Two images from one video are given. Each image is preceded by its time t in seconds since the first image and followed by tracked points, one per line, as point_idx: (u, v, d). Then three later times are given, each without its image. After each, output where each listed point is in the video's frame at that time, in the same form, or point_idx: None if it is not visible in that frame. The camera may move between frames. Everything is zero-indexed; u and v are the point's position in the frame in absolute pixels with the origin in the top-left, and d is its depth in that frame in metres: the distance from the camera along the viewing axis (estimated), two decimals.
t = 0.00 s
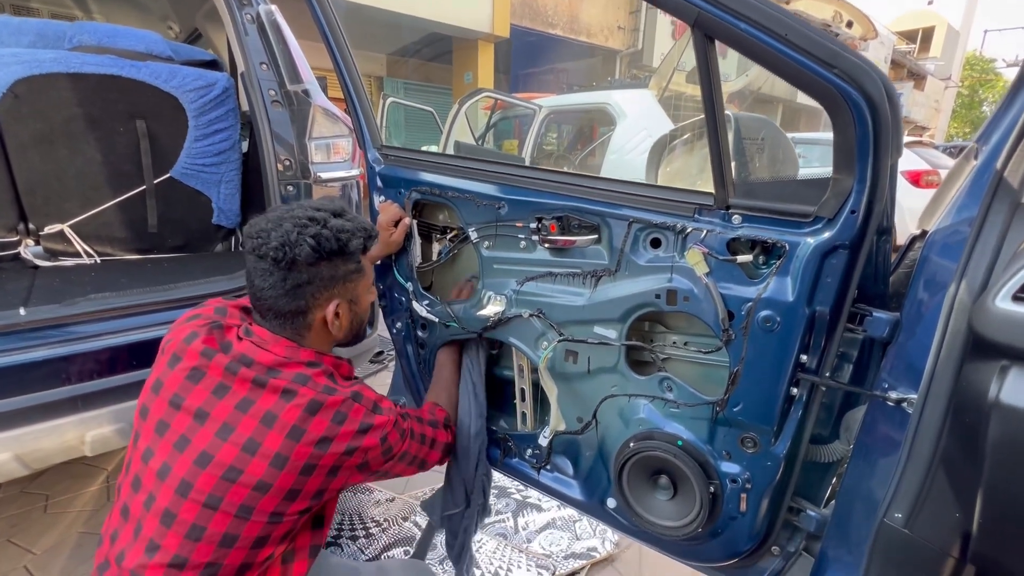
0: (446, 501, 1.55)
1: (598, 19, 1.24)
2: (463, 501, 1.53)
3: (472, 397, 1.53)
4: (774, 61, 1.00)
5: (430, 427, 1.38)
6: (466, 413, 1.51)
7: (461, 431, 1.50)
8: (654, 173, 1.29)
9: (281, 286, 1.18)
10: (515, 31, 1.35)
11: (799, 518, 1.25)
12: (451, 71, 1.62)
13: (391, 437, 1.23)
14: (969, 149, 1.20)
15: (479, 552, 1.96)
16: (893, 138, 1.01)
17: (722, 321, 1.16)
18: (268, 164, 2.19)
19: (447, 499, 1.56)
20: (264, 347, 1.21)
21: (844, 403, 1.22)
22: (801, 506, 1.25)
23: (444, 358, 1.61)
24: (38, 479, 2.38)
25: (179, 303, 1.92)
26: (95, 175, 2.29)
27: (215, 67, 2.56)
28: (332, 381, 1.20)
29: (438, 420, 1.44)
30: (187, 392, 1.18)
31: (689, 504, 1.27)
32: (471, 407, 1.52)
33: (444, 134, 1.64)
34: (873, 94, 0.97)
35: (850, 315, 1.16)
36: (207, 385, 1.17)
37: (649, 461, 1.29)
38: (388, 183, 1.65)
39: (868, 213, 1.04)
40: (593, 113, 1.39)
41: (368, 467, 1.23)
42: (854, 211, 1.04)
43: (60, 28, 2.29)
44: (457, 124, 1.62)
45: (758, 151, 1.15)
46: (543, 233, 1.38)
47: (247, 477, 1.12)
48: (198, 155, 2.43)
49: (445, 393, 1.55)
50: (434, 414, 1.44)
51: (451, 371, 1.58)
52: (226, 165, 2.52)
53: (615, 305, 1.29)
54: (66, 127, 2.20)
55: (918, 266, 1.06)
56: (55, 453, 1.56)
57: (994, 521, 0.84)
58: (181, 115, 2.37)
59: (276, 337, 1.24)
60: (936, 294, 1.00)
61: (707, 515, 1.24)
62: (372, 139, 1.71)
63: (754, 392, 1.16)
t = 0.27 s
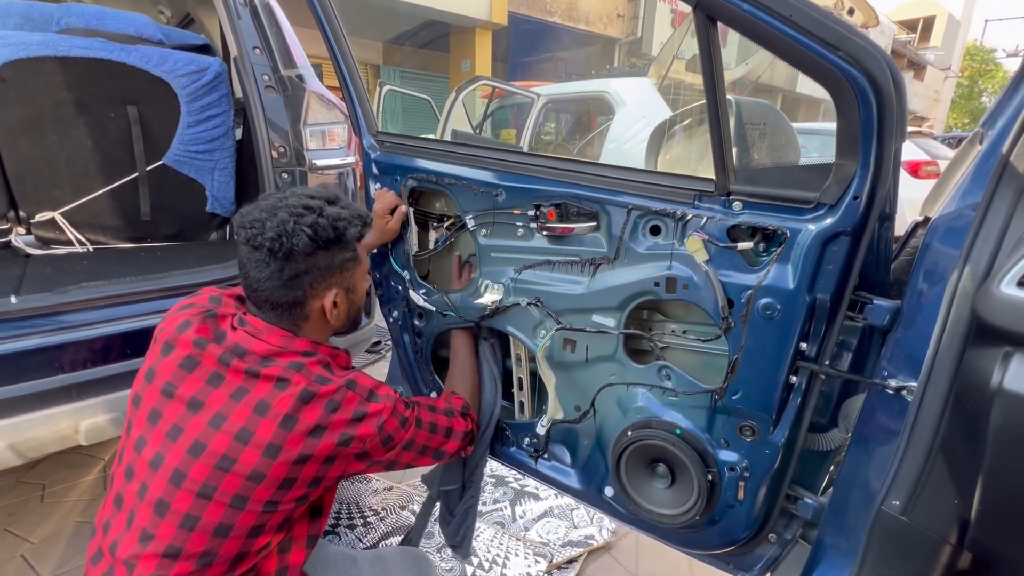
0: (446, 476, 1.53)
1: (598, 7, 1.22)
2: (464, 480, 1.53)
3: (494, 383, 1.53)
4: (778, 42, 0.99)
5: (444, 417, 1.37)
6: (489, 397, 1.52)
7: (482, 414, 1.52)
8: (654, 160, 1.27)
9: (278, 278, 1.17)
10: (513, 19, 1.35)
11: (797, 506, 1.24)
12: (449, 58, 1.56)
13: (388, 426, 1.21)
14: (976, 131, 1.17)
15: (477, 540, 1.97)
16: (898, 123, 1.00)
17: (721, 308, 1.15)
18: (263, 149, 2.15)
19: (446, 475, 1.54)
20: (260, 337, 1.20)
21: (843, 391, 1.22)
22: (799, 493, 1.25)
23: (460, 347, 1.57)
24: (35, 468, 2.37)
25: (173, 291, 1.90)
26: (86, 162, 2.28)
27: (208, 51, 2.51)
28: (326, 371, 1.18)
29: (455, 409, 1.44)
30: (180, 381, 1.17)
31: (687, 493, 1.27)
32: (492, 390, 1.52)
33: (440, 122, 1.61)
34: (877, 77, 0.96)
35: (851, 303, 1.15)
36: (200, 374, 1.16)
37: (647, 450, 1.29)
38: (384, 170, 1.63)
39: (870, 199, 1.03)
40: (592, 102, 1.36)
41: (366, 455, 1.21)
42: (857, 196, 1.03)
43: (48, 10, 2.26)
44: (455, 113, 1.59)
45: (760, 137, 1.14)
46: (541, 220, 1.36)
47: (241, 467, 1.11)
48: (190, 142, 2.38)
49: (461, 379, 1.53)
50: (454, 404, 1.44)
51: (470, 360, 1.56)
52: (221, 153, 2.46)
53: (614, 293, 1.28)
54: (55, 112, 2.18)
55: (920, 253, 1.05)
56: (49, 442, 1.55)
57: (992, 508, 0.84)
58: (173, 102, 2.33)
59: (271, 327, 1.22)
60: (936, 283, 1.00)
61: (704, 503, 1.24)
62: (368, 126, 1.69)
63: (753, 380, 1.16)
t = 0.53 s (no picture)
0: (443, 450, 1.56)
1: None
2: (458, 459, 1.54)
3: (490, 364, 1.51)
4: (776, 34, 0.99)
5: (440, 391, 1.40)
6: (483, 377, 1.50)
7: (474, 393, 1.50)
8: (652, 152, 1.27)
9: (291, 278, 1.15)
10: (511, 11, 1.36)
11: (790, 496, 1.25)
12: (445, 49, 1.55)
13: (396, 415, 1.23)
14: (974, 122, 1.17)
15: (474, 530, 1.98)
16: (895, 114, 1.00)
17: (717, 300, 1.16)
18: (258, 139, 2.14)
19: (445, 450, 1.57)
20: (270, 331, 1.19)
21: (836, 382, 1.23)
22: (792, 483, 1.26)
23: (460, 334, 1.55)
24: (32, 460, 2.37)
25: (169, 283, 1.90)
26: (79, 153, 2.27)
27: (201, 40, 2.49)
28: (335, 365, 1.19)
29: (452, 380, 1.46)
30: (190, 373, 1.15)
31: (681, 484, 1.28)
32: (488, 371, 1.50)
33: (437, 113, 1.61)
34: (874, 69, 0.96)
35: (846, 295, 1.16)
36: (211, 367, 1.15)
37: (643, 440, 1.30)
38: (381, 162, 1.63)
39: (866, 191, 1.03)
40: (590, 94, 1.35)
41: (375, 442, 1.24)
42: (853, 188, 1.03)
43: None
44: (451, 105, 1.58)
45: (757, 129, 1.14)
46: (539, 212, 1.36)
47: (255, 459, 1.12)
48: (184, 133, 2.36)
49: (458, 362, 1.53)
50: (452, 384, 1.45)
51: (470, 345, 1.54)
52: (215, 143, 2.45)
53: (611, 285, 1.29)
54: (47, 101, 2.17)
55: (915, 245, 1.04)
56: (46, 433, 1.55)
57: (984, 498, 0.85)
58: (169, 95, 2.32)
59: (280, 322, 1.21)
60: (931, 276, 0.99)
61: (698, 493, 1.25)
62: (364, 117, 1.69)
63: (747, 372, 1.17)
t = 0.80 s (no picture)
0: (443, 425, 1.59)
1: None
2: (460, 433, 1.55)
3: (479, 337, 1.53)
4: (774, 24, 0.99)
5: (441, 363, 1.45)
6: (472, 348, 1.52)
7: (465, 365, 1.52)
8: (649, 143, 1.26)
9: (316, 279, 1.14)
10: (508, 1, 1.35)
11: (784, 486, 1.27)
12: (442, 39, 1.56)
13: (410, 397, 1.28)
14: (970, 112, 1.17)
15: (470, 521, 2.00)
16: (891, 106, 1.01)
17: (713, 292, 1.17)
18: (252, 130, 2.14)
19: (446, 426, 1.59)
20: (288, 324, 1.18)
21: (830, 374, 1.24)
22: (786, 474, 1.27)
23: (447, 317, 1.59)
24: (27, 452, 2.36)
25: (162, 275, 1.88)
26: (70, 142, 2.25)
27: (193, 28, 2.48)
28: (350, 358, 1.21)
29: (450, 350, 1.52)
30: (212, 364, 1.14)
31: (676, 474, 1.29)
32: (477, 342, 1.52)
33: (433, 105, 1.59)
34: (871, 60, 0.96)
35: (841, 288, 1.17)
36: (232, 359, 1.13)
37: (638, 431, 1.31)
38: (377, 153, 1.63)
39: (862, 182, 1.04)
40: (587, 86, 1.35)
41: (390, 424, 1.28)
42: (849, 180, 1.04)
43: None
44: (447, 96, 1.57)
45: (755, 121, 1.14)
46: (535, 204, 1.36)
47: (279, 446, 1.13)
48: (177, 123, 2.34)
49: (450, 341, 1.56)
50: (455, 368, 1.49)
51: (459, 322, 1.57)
52: (209, 134, 2.42)
53: (607, 277, 1.29)
54: (37, 90, 2.14)
55: (910, 238, 1.06)
56: (40, 425, 1.54)
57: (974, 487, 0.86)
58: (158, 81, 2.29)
59: (298, 318, 1.19)
60: (925, 268, 1.01)
61: (693, 483, 1.26)
62: (360, 107, 1.68)
63: (743, 364, 1.17)
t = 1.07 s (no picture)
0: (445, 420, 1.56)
1: None
2: (463, 428, 1.52)
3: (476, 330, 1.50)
4: (772, 15, 0.98)
5: (443, 364, 1.43)
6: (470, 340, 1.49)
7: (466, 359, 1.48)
8: (645, 137, 1.27)
9: (321, 278, 1.13)
10: None
11: (777, 480, 1.27)
12: (436, 31, 1.53)
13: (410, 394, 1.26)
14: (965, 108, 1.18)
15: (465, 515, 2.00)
16: (888, 101, 1.00)
17: (709, 287, 1.16)
18: (243, 120, 2.10)
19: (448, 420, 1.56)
20: (285, 320, 1.16)
21: (824, 368, 1.25)
22: (780, 467, 1.27)
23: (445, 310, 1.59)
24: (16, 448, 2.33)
25: (152, 268, 1.86)
26: (58, 133, 2.21)
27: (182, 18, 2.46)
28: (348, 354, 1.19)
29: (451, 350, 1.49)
30: (207, 360, 1.13)
31: (671, 468, 1.30)
32: (474, 333, 1.49)
33: (427, 98, 1.58)
34: (869, 53, 0.96)
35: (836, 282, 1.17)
36: (228, 356, 1.12)
37: (633, 426, 1.31)
38: (371, 145, 1.61)
39: (859, 176, 1.04)
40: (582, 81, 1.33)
41: (389, 422, 1.26)
42: (845, 174, 1.04)
43: None
44: (442, 89, 1.56)
45: (751, 114, 1.14)
46: (531, 197, 1.36)
47: (276, 445, 1.12)
48: (167, 115, 2.31)
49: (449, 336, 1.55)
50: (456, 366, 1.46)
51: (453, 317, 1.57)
52: (200, 126, 2.41)
53: (603, 272, 1.29)
54: (23, 80, 2.11)
55: (905, 233, 1.07)
56: (29, 421, 1.52)
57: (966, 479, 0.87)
58: (143, 67, 2.28)
59: (297, 313, 1.18)
60: (919, 263, 1.02)
61: (688, 477, 1.26)
62: (354, 99, 1.67)
63: (737, 357, 1.17)
